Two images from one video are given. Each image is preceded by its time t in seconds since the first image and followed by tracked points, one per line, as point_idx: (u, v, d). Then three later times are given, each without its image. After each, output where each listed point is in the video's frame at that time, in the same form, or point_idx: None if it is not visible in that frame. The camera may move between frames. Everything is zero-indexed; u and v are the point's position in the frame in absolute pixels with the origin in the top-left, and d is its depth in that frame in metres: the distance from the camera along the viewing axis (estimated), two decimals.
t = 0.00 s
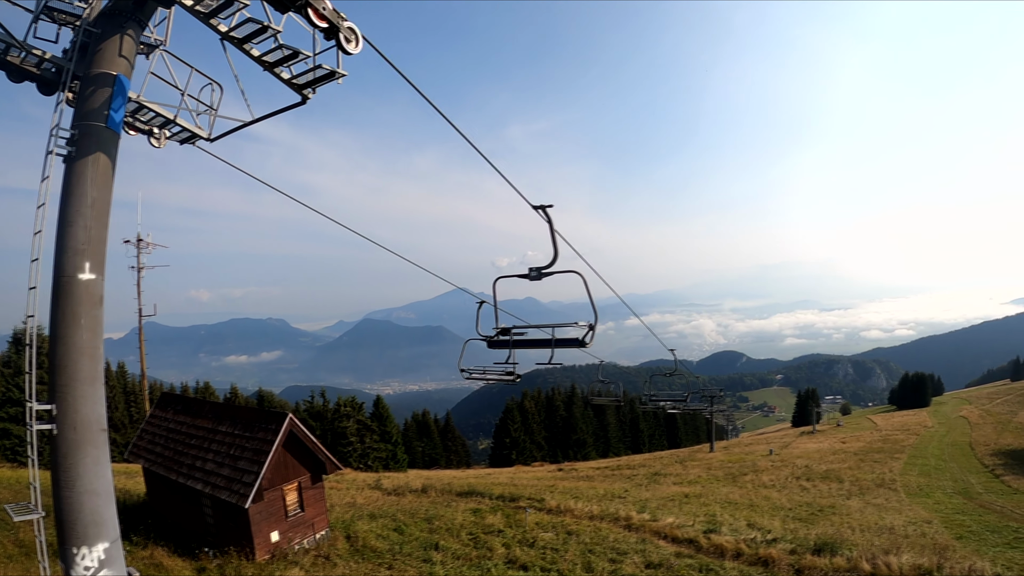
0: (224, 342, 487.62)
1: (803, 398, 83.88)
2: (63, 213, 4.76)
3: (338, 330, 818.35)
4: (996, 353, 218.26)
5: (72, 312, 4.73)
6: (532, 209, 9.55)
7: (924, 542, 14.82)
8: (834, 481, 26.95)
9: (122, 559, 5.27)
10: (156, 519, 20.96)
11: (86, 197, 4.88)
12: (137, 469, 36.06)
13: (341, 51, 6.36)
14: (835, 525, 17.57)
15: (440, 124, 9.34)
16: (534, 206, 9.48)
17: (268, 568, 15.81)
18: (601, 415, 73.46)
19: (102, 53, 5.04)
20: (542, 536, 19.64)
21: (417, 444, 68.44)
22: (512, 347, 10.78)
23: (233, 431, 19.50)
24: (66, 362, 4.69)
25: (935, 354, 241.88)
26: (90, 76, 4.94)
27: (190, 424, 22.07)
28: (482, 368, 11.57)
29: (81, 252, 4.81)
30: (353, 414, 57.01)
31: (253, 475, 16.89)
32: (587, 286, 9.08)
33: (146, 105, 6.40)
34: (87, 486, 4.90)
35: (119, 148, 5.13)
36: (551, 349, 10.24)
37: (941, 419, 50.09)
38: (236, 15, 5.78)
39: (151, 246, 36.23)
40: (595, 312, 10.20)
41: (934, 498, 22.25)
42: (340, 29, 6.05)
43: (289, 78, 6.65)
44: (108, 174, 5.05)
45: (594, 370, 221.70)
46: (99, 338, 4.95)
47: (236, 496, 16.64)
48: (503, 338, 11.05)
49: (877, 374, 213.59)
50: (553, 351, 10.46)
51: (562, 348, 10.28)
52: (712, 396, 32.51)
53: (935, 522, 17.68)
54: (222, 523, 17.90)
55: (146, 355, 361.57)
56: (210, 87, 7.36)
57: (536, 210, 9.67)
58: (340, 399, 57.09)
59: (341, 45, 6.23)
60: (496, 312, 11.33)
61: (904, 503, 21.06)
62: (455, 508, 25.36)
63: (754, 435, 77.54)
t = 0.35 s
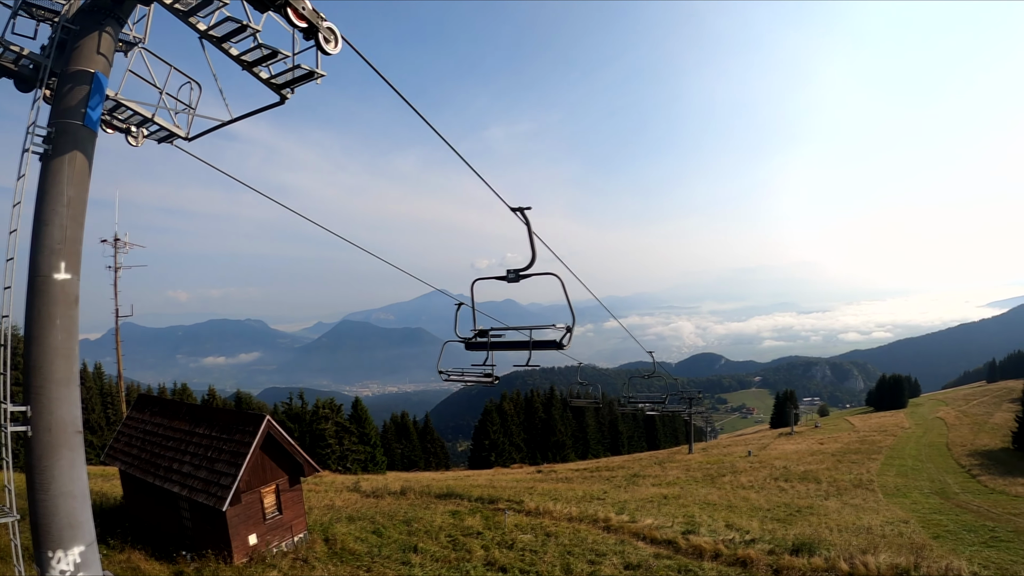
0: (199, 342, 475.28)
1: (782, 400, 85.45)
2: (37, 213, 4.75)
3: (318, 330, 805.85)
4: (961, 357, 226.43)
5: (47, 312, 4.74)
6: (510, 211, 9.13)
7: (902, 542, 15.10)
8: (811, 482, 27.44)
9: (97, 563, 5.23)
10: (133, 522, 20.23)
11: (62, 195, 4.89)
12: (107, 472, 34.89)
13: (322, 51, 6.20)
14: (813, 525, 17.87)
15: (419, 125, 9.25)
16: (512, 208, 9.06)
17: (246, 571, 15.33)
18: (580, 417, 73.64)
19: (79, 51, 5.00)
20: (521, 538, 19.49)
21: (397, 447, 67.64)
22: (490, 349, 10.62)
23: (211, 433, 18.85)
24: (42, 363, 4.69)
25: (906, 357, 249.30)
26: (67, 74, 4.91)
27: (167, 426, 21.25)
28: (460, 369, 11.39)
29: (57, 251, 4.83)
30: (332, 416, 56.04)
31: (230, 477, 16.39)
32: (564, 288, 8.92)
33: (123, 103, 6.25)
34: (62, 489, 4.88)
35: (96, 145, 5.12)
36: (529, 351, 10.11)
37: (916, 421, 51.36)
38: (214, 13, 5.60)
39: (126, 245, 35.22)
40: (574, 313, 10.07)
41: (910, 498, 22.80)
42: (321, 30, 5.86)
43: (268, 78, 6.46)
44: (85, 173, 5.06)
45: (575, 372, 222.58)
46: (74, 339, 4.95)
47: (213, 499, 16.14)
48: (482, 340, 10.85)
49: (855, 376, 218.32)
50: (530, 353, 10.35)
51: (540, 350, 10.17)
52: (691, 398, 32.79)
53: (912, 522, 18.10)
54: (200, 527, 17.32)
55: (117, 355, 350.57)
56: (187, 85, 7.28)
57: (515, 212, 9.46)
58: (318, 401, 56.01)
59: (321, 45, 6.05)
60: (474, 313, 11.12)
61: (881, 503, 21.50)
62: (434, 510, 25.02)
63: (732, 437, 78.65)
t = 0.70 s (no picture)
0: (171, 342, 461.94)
1: (760, 401, 87.09)
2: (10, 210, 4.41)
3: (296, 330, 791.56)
4: (928, 359, 234.34)
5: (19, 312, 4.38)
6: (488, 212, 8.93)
7: (879, 540, 15.40)
8: (789, 481, 27.95)
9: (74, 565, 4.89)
10: (111, 524, 19.51)
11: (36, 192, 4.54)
12: (81, 473, 33.75)
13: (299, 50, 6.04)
14: (790, 524, 18.15)
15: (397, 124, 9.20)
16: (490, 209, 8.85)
17: (222, 574, 14.85)
18: (559, 418, 73.69)
19: (55, 46, 4.68)
20: (500, 539, 19.32)
21: (375, 447, 66.81)
22: (467, 351, 10.47)
23: (188, 434, 18.24)
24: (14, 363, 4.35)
25: (878, 359, 256.83)
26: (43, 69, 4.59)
27: (144, 427, 20.48)
28: (438, 369, 11.24)
29: (32, 250, 4.48)
30: (310, 417, 54.95)
31: (207, 478, 15.88)
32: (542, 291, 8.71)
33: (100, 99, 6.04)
34: (35, 491, 4.53)
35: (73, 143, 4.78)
36: (506, 351, 10.03)
37: (893, 421, 52.69)
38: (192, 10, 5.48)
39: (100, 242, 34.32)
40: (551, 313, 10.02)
41: (887, 497, 23.34)
42: (298, 27, 5.71)
43: (246, 75, 6.30)
44: (61, 172, 4.70)
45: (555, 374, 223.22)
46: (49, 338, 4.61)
47: (190, 501, 15.63)
48: (459, 342, 10.71)
49: (831, 377, 223.67)
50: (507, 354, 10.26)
51: (517, 350, 10.10)
52: (670, 399, 33.07)
53: (888, 521, 18.51)
54: (177, 530, 16.73)
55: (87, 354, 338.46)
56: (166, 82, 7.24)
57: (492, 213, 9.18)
58: (296, 402, 54.85)
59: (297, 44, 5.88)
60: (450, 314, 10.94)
61: (858, 503, 21.97)
62: (413, 511, 24.66)
63: (711, 437, 79.73)
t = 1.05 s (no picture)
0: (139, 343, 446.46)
1: (737, 401, 89.00)
2: None
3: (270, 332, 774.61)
4: (893, 360, 243.04)
5: None
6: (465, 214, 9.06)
7: (856, 538, 15.70)
8: (767, 481, 28.50)
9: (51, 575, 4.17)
10: (86, 529, 18.64)
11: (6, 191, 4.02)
12: (47, 477, 32.37)
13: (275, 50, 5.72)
14: (768, 524, 18.44)
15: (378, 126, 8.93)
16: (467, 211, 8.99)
17: None
18: (536, 418, 73.76)
19: (30, 43, 4.25)
20: (478, 540, 19.13)
21: (353, 449, 65.72)
22: (443, 352, 10.32)
23: (163, 437, 17.53)
24: None
25: (848, 360, 265.21)
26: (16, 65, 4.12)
27: (118, 430, 19.61)
28: (415, 371, 11.06)
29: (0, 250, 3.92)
30: (287, 419, 53.76)
31: (183, 481, 15.25)
32: (517, 290, 8.72)
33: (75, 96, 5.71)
34: (8, 496, 3.81)
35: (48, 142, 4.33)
36: (482, 352, 9.90)
37: (869, 421, 54.23)
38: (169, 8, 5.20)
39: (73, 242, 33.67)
40: (527, 316, 9.98)
41: (865, 496, 23.92)
42: (274, 26, 5.38)
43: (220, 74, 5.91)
44: (33, 169, 4.21)
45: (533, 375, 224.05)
46: (22, 339, 4.02)
47: (166, 505, 14.97)
48: (435, 343, 10.55)
49: (807, 377, 229.16)
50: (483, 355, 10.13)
51: (493, 351, 9.98)
52: (647, 399, 33.35)
53: (865, 519, 18.95)
54: (153, 536, 16.03)
55: (48, 356, 324.72)
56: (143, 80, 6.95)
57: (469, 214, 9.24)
58: (273, 403, 53.51)
59: (274, 42, 5.56)
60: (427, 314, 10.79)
61: (836, 501, 22.43)
62: (390, 513, 24.28)
63: (689, 438, 80.95)
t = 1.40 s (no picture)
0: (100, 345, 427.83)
1: (711, 400, 90.84)
2: None
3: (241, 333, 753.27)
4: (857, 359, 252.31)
5: None
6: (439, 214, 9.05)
7: (831, 535, 16.03)
8: (742, 478, 29.09)
9: None
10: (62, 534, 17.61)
11: None
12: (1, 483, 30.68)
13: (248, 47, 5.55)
14: (743, 521, 18.77)
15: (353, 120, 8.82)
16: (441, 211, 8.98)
17: None
18: (512, 418, 73.53)
19: None
20: (454, 541, 18.86)
21: (328, 451, 64.21)
22: (418, 352, 10.07)
23: (135, 440, 16.75)
24: None
25: (816, 360, 274.05)
26: None
27: (89, 434, 18.64)
28: (390, 372, 10.75)
29: None
30: (262, 420, 52.46)
31: (155, 485, 14.57)
32: (492, 289, 8.58)
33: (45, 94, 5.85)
34: None
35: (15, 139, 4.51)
36: (456, 352, 9.68)
37: (843, 419, 55.86)
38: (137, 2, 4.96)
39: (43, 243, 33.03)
40: (501, 315, 9.85)
41: (838, 493, 24.49)
42: (248, 24, 5.23)
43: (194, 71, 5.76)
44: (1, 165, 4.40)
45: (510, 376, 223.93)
46: None
47: (138, 509, 14.27)
48: (409, 343, 10.30)
49: (781, 377, 234.66)
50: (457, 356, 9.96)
51: (467, 352, 9.78)
52: (621, 398, 33.54)
53: (838, 515, 19.40)
54: (128, 542, 15.22)
55: None
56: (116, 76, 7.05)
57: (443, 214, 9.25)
58: (247, 405, 51.91)
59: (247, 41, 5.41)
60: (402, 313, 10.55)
61: (810, 498, 22.95)
62: (366, 514, 23.79)
63: (665, 436, 82.14)
